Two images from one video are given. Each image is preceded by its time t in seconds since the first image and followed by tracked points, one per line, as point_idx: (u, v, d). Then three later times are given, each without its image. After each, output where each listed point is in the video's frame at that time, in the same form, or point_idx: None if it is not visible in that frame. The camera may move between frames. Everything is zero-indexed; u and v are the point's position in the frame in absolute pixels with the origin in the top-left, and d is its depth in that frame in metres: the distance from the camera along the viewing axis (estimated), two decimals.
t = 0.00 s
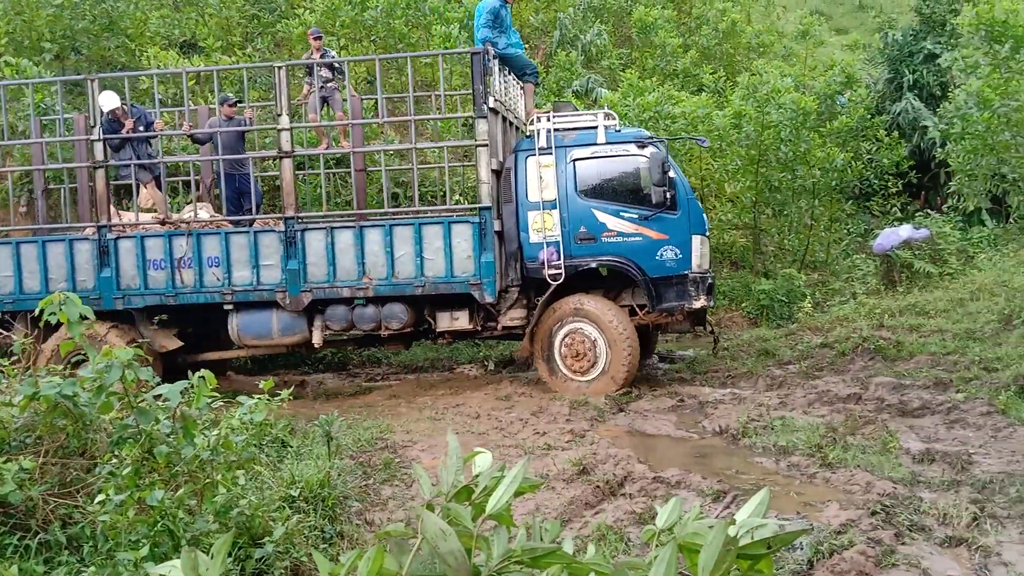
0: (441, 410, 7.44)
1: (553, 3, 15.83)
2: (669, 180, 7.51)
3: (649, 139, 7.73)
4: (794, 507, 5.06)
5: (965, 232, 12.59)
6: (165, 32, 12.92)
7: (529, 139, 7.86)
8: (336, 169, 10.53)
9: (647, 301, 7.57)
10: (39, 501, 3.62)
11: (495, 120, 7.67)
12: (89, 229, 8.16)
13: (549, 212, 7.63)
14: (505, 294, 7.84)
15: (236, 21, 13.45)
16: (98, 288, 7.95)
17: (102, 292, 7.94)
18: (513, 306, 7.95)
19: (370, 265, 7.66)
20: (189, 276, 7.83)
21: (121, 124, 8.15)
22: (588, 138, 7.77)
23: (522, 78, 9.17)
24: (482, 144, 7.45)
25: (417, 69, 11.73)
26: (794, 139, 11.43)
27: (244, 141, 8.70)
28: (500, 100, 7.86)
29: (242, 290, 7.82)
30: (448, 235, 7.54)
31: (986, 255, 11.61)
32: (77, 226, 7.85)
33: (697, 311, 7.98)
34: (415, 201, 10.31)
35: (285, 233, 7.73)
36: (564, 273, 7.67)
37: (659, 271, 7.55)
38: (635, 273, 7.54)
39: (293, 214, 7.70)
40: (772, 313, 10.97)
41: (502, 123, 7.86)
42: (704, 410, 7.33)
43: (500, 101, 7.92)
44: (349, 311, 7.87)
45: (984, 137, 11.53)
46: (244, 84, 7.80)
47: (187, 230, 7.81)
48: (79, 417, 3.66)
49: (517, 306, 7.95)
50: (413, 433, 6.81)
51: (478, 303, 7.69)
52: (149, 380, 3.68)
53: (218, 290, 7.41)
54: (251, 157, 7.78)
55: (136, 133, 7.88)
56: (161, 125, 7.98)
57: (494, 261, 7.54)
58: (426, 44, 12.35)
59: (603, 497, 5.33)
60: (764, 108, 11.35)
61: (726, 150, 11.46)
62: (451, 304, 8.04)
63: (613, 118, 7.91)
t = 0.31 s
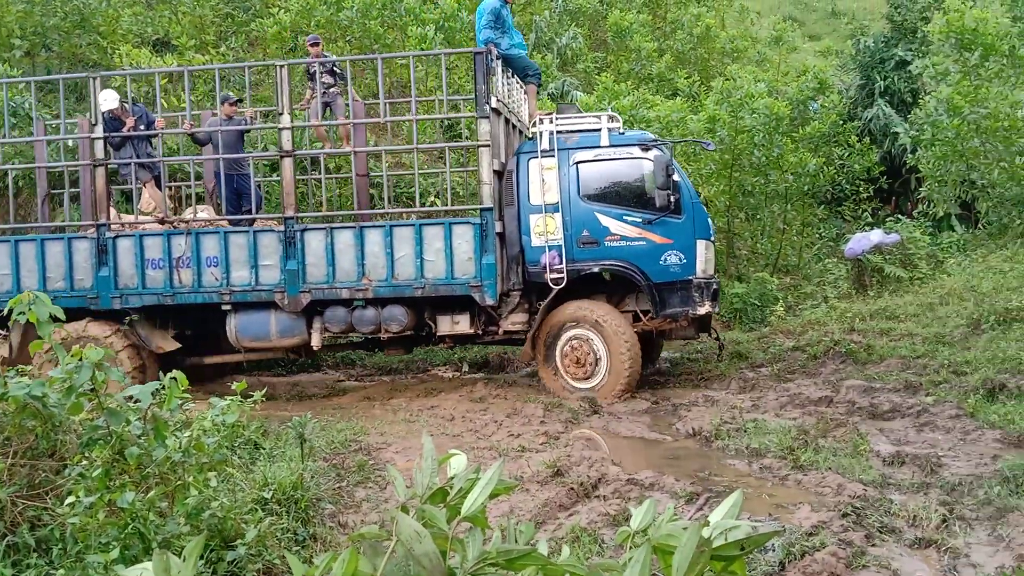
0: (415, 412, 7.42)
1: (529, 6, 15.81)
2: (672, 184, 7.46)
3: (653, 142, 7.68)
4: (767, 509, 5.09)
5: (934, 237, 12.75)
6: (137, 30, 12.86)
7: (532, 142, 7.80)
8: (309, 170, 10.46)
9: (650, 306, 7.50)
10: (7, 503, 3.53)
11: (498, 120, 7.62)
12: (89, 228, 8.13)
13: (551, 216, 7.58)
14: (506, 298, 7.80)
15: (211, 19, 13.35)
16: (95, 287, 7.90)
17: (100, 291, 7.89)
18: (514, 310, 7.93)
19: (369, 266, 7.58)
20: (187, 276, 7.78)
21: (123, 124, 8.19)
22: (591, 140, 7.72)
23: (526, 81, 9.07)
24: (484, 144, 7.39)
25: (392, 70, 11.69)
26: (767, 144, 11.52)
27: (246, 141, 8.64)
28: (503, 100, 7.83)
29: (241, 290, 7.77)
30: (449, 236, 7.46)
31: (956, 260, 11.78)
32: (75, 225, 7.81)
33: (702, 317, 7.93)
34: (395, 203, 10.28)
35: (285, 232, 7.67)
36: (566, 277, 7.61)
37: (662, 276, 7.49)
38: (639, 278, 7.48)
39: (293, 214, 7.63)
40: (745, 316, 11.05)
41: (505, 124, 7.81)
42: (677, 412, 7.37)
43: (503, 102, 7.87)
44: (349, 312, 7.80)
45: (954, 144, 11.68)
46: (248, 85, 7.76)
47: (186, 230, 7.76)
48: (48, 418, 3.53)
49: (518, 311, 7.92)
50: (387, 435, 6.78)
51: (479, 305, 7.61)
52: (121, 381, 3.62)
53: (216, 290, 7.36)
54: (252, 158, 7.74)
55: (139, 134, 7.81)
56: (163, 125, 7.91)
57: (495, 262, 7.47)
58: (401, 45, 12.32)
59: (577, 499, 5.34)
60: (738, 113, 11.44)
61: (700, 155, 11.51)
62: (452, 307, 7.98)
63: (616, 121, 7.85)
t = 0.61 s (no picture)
0: (397, 414, 7.40)
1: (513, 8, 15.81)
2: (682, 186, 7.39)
3: (662, 144, 7.62)
4: (747, 511, 5.11)
5: (913, 242, 12.86)
6: (118, 27, 12.91)
7: (539, 143, 7.74)
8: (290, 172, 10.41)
9: (659, 310, 7.42)
10: None
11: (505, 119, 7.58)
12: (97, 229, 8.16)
13: (558, 218, 7.51)
14: (513, 302, 7.73)
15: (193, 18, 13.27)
16: (101, 286, 7.90)
17: (104, 290, 7.88)
18: (521, 314, 7.84)
19: (374, 267, 7.48)
20: (192, 276, 7.74)
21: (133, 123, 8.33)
22: (599, 142, 7.67)
23: (534, 83, 9.11)
24: (491, 143, 7.32)
25: (375, 71, 11.66)
26: (749, 148, 11.59)
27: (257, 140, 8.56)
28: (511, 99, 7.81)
29: (245, 290, 7.70)
30: (454, 236, 7.33)
31: (934, 265, 11.89)
32: (83, 224, 7.84)
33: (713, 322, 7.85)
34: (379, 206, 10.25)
35: (290, 232, 7.61)
36: (574, 280, 7.53)
37: (672, 280, 7.41)
38: (647, 282, 7.40)
39: (298, 214, 7.57)
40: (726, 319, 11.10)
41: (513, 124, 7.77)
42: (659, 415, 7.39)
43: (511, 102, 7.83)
44: (353, 313, 7.71)
45: (933, 149, 11.86)
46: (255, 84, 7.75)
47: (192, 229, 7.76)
48: (25, 420, 3.42)
49: (525, 314, 7.84)
50: (369, 437, 6.76)
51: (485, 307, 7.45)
52: (100, 382, 3.57)
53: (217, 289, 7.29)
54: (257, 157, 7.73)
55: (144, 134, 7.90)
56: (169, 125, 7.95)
57: (502, 263, 7.31)
58: (383, 46, 12.27)
59: (559, 501, 5.34)
60: (720, 117, 11.52)
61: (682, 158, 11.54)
62: (460, 310, 7.86)
63: (625, 123, 7.81)
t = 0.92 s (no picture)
0: (382, 416, 7.38)
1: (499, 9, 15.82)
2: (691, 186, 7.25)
3: (671, 142, 7.47)
4: (731, 513, 5.13)
5: (896, 245, 12.94)
6: (102, 26, 12.85)
7: (546, 143, 7.65)
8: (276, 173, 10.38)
9: (669, 313, 7.28)
10: None
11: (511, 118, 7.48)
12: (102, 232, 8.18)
13: (565, 219, 7.41)
14: (520, 305, 7.63)
15: (178, 18, 13.23)
16: (105, 288, 7.91)
17: (108, 293, 7.89)
18: (528, 317, 7.72)
19: (378, 269, 7.44)
20: (196, 278, 7.72)
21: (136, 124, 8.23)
22: (607, 141, 7.55)
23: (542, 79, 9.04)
24: (496, 143, 7.25)
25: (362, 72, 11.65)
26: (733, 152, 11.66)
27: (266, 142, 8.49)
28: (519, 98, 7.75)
29: (249, 292, 7.67)
30: (460, 238, 7.29)
31: (917, 268, 11.99)
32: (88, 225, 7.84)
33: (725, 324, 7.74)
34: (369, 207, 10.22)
35: (294, 234, 7.56)
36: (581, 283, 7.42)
37: (682, 282, 7.26)
38: (657, 284, 7.26)
39: (303, 214, 7.54)
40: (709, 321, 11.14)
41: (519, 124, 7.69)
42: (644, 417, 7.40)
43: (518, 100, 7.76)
44: (359, 316, 7.67)
45: (916, 153, 12.02)
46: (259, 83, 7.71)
47: (195, 230, 7.72)
48: (6, 421, 3.35)
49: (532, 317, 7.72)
50: (354, 438, 6.74)
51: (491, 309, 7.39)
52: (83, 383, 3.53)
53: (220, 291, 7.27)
54: (261, 157, 7.68)
55: (149, 133, 7.87)
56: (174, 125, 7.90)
57: (507, 265, 7.25)
58: (369, 46, 12.24)
59: (544, 502, 5.34)
60: (705, 121, 11.60)
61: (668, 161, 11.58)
62: (466, 313, 7.82)
63: (634, 122, 7.68)
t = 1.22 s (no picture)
0: (371, 416, 7.37)
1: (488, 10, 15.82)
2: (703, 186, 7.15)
3: (683, 142, 7.37)
4: (719, 513, 5.14)
5: (883, 246, 13.01)
6: (90, 26, 12.80)
7: (555, 143, 7.57)
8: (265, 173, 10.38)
9: (681, 316, 7.19)
10: None
11: (519, 115, 7.41)
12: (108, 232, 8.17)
13: (574, 220, 7.34)
14: (528, 307, 7.55)
15: (165, 16, 13.19)
16: (110, 289, 7.90)
17: (114, 293, 7.87)
18: (537, 320, 7.65)
19: (385, 270, 7.38)
20: (202, 279, 7.70)
21: (143, 123, 8.26)
22: (617, 141, 7.45)
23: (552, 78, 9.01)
24: (504, 143, 7.18)
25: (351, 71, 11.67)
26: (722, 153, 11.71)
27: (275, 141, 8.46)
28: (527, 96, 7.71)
29: (255, 294, 7.64)
30: (468, 239, 7.22)
31: (904, 269, 12.05)
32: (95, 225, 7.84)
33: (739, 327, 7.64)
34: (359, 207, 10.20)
35: (301, 234, 7.53)
36: (591, 285, 7.33)
37: (693, 284, 7.18)
38: (668, 286, 7.18)
39: (310, 216, 7.51)
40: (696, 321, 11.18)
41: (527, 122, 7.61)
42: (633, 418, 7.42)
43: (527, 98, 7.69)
44: (365, 318, 7.62)
45: (903, 155, 12.13)
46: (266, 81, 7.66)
47: (202, 231, 7.71)
48: None
49: (541, 320, 7.65)
50: (342, 439, 6.74)
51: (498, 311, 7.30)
52: (69, 384, 3.50)
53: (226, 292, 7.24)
54: (267, 157, 7.65)
55: (154, 134, 7.86)
56: (179, 125, 7.87)
57: (516, 267, 7.17)
58: (358, 46, 12.21)
59: (533, 503, 5.34)
60: (694, 122, 11.65)
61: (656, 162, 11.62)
62: (473, 315, 7.73)
63: (644, 121, 7.58)
